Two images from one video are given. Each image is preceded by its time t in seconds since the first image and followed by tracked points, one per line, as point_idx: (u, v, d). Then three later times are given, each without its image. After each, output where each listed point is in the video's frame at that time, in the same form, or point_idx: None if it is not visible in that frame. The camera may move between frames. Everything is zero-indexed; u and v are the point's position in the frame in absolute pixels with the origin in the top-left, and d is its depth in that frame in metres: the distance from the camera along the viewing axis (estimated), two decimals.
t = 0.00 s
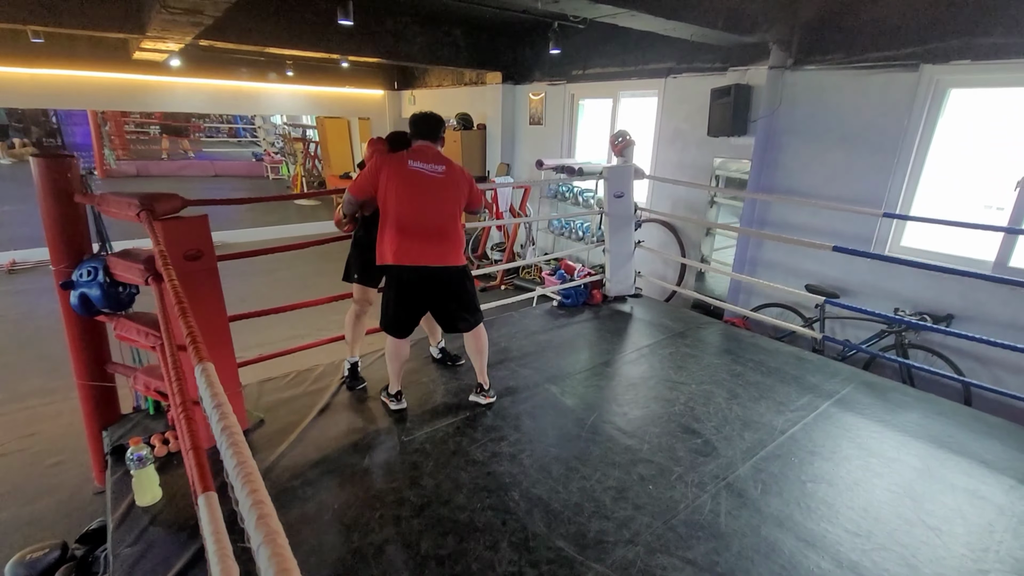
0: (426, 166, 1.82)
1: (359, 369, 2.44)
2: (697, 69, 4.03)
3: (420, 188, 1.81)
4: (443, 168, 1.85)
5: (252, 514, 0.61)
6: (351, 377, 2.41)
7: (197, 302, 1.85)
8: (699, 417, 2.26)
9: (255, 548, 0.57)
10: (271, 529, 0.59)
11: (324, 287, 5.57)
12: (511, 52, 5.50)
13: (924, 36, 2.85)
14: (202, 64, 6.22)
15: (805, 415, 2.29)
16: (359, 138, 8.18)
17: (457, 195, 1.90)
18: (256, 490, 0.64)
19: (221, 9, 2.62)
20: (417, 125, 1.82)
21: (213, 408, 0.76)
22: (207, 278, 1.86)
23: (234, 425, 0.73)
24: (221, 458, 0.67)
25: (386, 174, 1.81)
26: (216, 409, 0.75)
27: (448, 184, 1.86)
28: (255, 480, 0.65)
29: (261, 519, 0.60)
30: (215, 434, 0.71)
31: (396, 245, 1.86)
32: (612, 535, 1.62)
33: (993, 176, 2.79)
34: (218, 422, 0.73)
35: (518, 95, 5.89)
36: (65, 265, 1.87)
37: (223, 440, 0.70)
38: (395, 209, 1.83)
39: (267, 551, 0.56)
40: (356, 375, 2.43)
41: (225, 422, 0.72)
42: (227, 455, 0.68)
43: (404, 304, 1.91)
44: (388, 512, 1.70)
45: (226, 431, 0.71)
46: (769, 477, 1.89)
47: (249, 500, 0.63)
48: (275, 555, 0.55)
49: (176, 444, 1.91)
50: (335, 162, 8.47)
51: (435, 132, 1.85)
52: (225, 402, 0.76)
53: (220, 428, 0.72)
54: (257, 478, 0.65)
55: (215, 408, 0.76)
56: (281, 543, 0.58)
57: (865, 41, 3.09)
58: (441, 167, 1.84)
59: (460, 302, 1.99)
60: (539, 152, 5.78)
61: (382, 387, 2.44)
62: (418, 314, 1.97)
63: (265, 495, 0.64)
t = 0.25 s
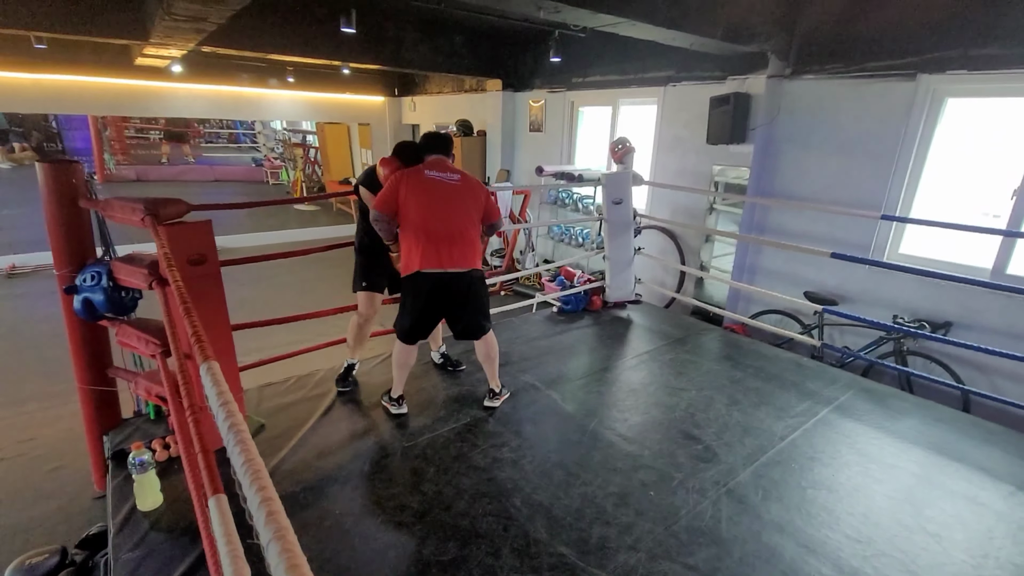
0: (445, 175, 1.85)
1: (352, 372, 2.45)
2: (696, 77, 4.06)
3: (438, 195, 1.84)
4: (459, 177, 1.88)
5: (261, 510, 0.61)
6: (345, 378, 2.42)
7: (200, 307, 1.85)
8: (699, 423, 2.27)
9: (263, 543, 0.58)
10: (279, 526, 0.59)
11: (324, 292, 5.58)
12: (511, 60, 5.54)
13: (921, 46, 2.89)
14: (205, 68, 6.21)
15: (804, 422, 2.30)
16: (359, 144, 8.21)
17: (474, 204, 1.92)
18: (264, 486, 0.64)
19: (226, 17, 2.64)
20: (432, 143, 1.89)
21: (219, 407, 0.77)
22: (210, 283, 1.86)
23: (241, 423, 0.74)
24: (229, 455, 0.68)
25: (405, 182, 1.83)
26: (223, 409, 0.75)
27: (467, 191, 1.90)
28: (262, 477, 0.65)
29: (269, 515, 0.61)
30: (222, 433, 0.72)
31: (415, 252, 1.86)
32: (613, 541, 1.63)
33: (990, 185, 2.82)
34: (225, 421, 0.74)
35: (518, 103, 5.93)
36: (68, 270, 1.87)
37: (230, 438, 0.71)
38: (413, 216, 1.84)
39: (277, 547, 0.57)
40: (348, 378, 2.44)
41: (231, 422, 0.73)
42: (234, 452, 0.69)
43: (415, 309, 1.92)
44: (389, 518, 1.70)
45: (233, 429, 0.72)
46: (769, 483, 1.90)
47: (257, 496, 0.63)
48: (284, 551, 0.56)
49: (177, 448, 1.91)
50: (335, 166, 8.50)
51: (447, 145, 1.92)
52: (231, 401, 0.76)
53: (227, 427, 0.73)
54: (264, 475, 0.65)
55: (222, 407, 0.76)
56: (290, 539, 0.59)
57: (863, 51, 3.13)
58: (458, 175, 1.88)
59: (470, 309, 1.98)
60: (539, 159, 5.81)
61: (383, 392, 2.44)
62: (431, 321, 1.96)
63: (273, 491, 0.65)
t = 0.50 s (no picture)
0: (439, 196, 1.87)
1: (351, 397, 2.45)
2: (686, 93, 4.12)
3: (433, 216, 1.86)
4: (455, 198, 1.88)
5: (253, 532, 0.61)
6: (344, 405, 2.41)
7: (199, 333, 1.85)
8: (700, 439, 2.26)
9: (254, 565, 0.57)
10: (270, 547, 0.58)
11: (323, 314, 5.58)
12: (504, 80, 5.62)
13: (905, 59, 2.93)
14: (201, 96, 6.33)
15: (806, 434, 2.29)
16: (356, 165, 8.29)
17: (472, 224, 1.92)
18: (257, 508, 0.64)
19: (221, 47, 2.69)
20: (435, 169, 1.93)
21: (213, 429, 0.76)
22: (209, 309, 1.87)
23: (234, 444, 0.73)
24: (222, 476, 0.67)
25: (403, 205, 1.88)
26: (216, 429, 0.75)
27: (463, 212, 1.89)
28: (255, 496, 0.65)
29: (261, 536, 0.60)
30: (215, 453, 0.71)
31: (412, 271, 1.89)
32: (617, 562, 1.61)
33: (980, 192, 2.85)
34: (218, 443, 0.73)
35: (512, 121, 6.00)
36: (67, 301, 1.88)
37: (223, 459, 0.70)
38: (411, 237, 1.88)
39: (267, 566, 0.56)
40: (347, 403, 2.43)
41: (225, 442, 0.73)
42: (227, 473, 0.68)
43: (413, 329, 1.94)
44: (391, 544, 1.68)
45: (226, 450, 0.71)
46: (772, 499, 1.88)
47: (250, 518, 0.63)
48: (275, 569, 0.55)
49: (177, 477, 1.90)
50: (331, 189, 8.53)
51: (451, 170, 1.95)
52: (225, 422, 0.76)
53: (221, 447, 0.73)
54: (257, 497, 0.65)
55: (215, 428, 0.76)
56: (281, 560, 0.58)
57: (848, 64, 3.18)
58: (454, 197, 1.88)
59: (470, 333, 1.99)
60: (534, 176, 5.86)
61: (383, 415, 2.43)
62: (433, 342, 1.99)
63: (266, 513, 0.64)
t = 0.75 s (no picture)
0: (407, 238, 1.90)
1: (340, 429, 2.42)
2: (671, 128, 4.27)
3: (405, 258, 1.87)
4: (421, 237, 1.93)
5: (249, 563, 0.60)
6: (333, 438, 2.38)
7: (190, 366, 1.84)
8: (693, 469, 2.25)
9: None
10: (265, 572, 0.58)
11: (312, 345, 5.53)
12: (495, 115, 5.78)
13: (878, 97, 3.08)
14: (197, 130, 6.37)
15: (798, 463, 2.30)
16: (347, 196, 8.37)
17: (445, 257, 1.97)
18: (254, 539, 0.63)
19: (219, 84, 2.75)
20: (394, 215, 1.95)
21: (209, 459, 0.77)
22: (200, 342, 1.86)
23: (231, 476, 0.73)
24: (218, 508, 0.67)
25: (371, 254, 1.86)
26: (212, 461, 0.75)
27: (433, 248, 1.94)
28: (252, 527, 0.65)
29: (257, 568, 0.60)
30: (211, 485, 0.72)
31: (395, 319, 1.87)
32: None
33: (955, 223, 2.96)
34: (215, 475, 0.73)
35: (502, 154, 6.14)
36: (55, 335, 1.86)
37: (219, 491, 0.70)
38: (385, 284, 1.88)
39: None
40: (336, 436, 2.41)
41: (221, 474, 0.73)
42: (224, 506, 0.68)
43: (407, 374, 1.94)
44: None
45: (222, 482, 0.72)
46: (767, 529, 1.88)
47: (246, 551, 0.62)
48: None
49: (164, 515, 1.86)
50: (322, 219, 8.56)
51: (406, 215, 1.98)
52: (222, 453, 0.76)
53: (217, 479, 0.73)
54: (254, 528, 0.65)
55: (212, 459, 0.76)
56: None
57: (824, 102, 3.33)
58: (421, 236, 1.93)
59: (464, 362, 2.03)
60: (524, 207, 5.97)
61: (373, 448, 2.40)
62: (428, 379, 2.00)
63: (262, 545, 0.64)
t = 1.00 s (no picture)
0: (408, 268, 1.94)
1: (329, 459, 2.38)
2: (663, 168, 4.39)
3: (413, 288, 1.92)
4: (418, 265, 1.99)
5: None
6: (320, 468, 2.34)
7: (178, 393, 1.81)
8: (686, 505, 2.24)
9: None
10: None
11: (301, 374, 5.46)
12: (492, 151, 5.92)
13: (860, 143, 3.22)
14: (196, 156, 6.48)
15: (790, 501, 2.29)
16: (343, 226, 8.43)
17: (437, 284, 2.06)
18: None
19: (224, 114, 2.80)
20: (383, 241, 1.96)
21: (208, 511, 0.73)
22: (191, 368, 1.84)
23: (230, 529, 0.71)
24: (218, 564, 0.65)
25: (383, 287, 1.85)
26: (212, 513, 0.72)
27: (429, 275, 2.01)
28: None
29: None
30: (210, 538, 0.69)
31: (413, 352, 1.90)
32: None
33: (938, 265, 3.05)
34: (215, 528, 0.69)
35: (498, 189, 6.26)
36: (43, 357, 1.84)
37: (220, 545, 0.68)
38: (396, 316, 1.88)
39: None
40: (324, 466, 2.37)
41: (221, 526, 0.70)
42: (224, 561, 0.65)
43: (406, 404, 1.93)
44: None
45: (222, 535, 0.69)
46: (760, 569, 1.86)
47: None
48: None
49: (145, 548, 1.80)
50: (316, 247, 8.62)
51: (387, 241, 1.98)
52: (222, 504, 0.73)
53: (217, 532, 0.70)
54: None
55: (211, 512, 0.73)
56: None
57: (809, 146, 3.46)
58: (417, 265, 1.98)
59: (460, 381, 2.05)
60: (518, 240, 6.04)
61: (361, 479, 2.36)
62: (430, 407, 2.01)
63: None
